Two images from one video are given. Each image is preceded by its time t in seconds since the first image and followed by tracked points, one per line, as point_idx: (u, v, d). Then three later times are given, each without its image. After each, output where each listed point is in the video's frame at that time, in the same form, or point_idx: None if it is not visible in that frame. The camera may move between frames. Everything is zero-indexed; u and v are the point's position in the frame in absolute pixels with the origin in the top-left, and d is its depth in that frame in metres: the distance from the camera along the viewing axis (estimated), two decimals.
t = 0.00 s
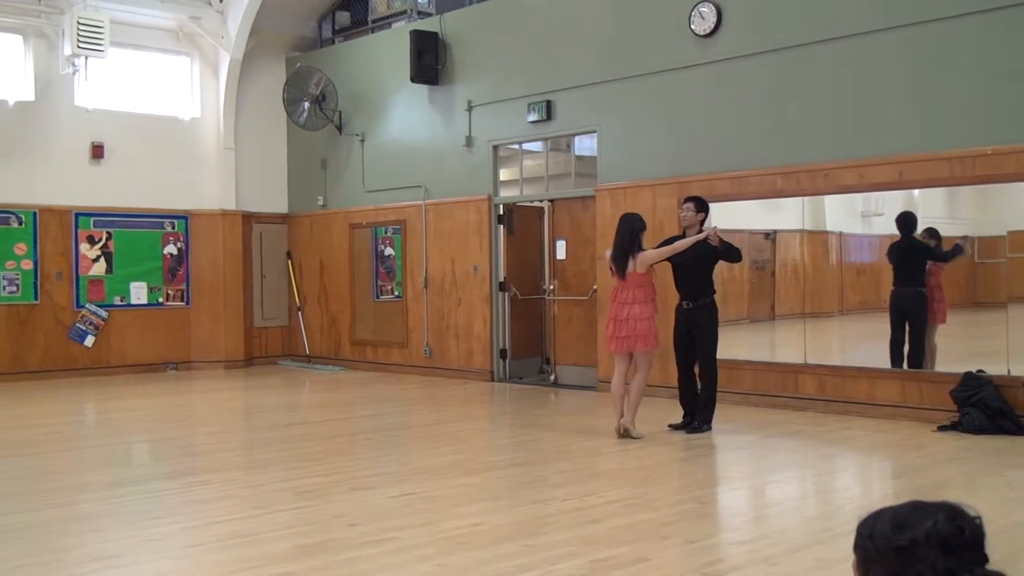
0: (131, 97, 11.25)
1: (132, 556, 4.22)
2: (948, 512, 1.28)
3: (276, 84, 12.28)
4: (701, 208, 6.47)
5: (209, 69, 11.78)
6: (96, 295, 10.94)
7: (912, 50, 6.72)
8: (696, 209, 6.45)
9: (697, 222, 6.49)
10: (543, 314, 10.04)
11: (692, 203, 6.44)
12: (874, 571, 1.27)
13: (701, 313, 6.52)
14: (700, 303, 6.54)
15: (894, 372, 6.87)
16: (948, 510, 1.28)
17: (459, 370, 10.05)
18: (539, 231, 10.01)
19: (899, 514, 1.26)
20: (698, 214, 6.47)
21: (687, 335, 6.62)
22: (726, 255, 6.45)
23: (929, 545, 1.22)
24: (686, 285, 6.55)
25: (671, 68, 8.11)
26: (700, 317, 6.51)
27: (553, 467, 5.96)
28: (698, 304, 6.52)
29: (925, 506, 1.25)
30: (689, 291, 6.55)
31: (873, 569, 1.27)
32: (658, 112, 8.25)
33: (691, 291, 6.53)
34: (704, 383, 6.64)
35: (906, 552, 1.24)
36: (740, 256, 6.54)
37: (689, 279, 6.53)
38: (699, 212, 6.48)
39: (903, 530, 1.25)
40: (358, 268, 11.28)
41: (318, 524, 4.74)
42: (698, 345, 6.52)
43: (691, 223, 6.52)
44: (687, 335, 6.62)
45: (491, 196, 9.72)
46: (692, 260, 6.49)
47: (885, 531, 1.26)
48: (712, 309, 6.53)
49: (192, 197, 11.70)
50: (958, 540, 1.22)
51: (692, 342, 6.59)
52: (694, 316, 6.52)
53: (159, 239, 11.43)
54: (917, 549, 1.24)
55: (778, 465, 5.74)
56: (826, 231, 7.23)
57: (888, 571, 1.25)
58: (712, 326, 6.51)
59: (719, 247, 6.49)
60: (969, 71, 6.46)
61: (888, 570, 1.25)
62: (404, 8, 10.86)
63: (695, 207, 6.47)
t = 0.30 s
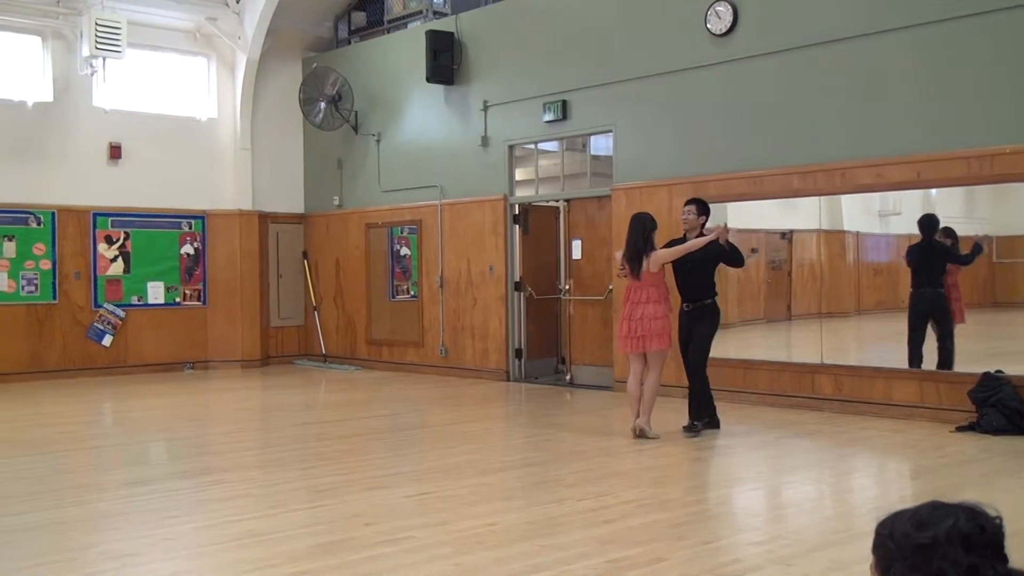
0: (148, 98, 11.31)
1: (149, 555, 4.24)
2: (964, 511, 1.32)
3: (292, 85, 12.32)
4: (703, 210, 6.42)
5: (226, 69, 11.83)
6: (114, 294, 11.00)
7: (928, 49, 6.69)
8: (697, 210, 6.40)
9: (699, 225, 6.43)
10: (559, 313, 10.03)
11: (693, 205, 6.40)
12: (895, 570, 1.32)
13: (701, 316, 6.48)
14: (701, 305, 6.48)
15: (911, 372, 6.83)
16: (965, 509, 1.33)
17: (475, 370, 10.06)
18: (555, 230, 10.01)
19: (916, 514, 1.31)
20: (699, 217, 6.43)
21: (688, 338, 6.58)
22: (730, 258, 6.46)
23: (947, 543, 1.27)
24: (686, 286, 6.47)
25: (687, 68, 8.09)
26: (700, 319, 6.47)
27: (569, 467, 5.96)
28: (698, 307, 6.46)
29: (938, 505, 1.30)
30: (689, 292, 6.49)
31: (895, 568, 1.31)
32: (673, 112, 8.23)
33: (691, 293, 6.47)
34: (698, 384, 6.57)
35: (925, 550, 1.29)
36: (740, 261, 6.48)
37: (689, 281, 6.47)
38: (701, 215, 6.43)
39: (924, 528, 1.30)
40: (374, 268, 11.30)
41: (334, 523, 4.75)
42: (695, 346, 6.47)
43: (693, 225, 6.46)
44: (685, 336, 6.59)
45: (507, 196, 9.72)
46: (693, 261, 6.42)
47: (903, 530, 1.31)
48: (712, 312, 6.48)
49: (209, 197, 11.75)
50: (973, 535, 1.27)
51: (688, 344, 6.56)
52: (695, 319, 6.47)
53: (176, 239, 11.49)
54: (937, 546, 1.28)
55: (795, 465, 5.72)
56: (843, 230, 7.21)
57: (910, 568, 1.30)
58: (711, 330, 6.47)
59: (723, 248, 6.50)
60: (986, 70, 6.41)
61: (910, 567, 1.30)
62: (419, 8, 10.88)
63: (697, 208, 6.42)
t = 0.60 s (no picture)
0: (164, 98, 11.35)
1: (165, 554, 4.25)
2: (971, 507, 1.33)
3: (307, 86, 12.36)
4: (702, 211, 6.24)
5: (242, 69, 11.87)
6: (130, 294, 11.05)
7: (945, 47, 6.65)
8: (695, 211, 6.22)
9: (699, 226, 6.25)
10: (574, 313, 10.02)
11: (694, 207, 6.20)
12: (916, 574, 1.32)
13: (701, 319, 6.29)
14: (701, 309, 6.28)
15: (928, 372, 6.79)
16: (971, 505, 1.34)
17: (489, 370, 10.07)
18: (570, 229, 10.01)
19: (925, 517, 1.32)
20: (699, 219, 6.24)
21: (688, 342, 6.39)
22: (733, 260, 6.23)
23: (964, 540, 1.28)
24: (687, 288, 6.30)
25: (702, 67, 8.08)
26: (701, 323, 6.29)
27: (583, 467, 5.95)
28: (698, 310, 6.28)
29: (945, 505, 1.30)
30: (690, 295, 6.31)
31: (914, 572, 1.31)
32: (688, 111, 8.22)
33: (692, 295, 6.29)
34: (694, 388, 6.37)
35: (942, 553, 1.29)
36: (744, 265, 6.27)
37: (689, 282, 6.29)
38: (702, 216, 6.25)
39: (935, 527, 1.31)
40: (389, 267, 11.33)
41: (349, 522, 4.76)
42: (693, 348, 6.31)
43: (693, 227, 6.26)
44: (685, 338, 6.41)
45: (522, 196, 9.72)
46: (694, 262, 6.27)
47: (916, 537, 1.32)
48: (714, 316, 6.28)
49: (225, 197, 11.79)
50: (988, 528, 1.28)
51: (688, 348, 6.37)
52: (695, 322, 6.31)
53: (192, 239, 11.53)
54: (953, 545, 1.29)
55: (811, 466, 5.70)
56: (859, 230, 7.20)
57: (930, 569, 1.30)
58: (713, 336, 6.27)
59: (726, 249, 6.29)
60: (1003, 68, 6.38)
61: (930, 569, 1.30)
62: (434, 8, 10.89)
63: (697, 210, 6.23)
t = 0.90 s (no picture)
0: (180, 99, 11.40)
1: (181, 552, 4.27)
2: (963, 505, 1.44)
3: (322, 87, 12.39)
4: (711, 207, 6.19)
5: (257, 71, 11.91)
6: (146, 294, 11.10)
7: (962, 46, 6.61)
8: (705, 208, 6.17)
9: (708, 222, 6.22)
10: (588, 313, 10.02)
11: (704, 204, 6.13)
12: None
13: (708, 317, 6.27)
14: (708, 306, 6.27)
15: (944, 372, 6.76)
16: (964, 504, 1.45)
17: (504, 370, 10.07)
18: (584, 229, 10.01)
19: (935, 522, 1.40)
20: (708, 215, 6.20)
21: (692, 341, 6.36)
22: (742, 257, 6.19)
23: (980, 533, 1.37)
24: (693, 287, 6.28)
25: (717, 66, 8.06)
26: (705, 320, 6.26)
27: (598, 467, 5.95)
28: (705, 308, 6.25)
29: (950, 505, 1.39)
30: (696, 293, 6.29)
31: None
32: (703, 110, 8.20)
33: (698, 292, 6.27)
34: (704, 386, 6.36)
35: (962, 548, 1.37)
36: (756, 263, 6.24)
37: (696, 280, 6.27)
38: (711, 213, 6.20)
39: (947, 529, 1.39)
40: (404, 267, 11.34)
41: (363, 522, 4.77)
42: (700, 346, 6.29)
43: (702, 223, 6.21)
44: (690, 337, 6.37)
45: (536, 196, 9.72)
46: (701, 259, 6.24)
47: (932, 541, 1.39)
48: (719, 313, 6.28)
49: (240, 197, 11.83)
50: (995, 517, 1.38)
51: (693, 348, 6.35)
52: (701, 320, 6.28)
53: (207, 239, 11.57)
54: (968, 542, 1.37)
55: (827, 466, 5.68)
56: (875, 230, 7.17)
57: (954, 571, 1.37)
58: (718, 334, 6.26)
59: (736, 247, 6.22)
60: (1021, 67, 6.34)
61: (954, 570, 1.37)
62: (449, 8, 10.90)
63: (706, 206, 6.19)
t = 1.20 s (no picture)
0: (193, 99, 11.43)
1: (193, 551, 4.28)
2: (964, 506, 1.43)
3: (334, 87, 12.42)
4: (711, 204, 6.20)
5: (270, 71, 11.94)
6: (159, 294, 11.14)
7: (976, 45, 6.59)
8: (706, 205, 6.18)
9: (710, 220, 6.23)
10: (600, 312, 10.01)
11: (706, 201, 6.15)
12: None
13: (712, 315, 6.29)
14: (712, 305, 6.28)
15: (957, 372, 6.73)
16: (965, 505, 1.43)
17: (515, 370, 10.07)
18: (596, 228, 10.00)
19: (941, 527, 1.38)
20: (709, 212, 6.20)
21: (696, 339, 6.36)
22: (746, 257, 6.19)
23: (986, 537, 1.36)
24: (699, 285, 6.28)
25: (729, 66, 8.05)
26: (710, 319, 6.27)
27: (610, 467, 5.95)
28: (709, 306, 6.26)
29: (956, 511, 1.38)
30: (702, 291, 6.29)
31: None
32: (714, 110, 8.19)
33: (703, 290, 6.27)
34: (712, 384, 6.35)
35: (968, 554, 1.37)
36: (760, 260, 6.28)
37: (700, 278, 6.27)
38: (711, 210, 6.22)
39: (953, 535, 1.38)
40: (415, 267, 11.36)
41: (375, 521, 4.78)
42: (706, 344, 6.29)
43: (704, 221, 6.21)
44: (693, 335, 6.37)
45: (548, 196, 9.72)
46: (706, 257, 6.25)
47: (938, 546, 1.38)
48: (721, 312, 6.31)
49: (252, 197, 11.86)
50: (998, 520, 1.37)
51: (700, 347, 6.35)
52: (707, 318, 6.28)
53: (219, 239, 11.61)
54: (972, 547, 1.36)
55: (839, 467, 5.66)
56: (887, 229, 7.15)
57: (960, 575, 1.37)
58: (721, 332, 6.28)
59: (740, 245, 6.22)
60: None
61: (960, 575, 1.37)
62: (460, 8, 10.92)
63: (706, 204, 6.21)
